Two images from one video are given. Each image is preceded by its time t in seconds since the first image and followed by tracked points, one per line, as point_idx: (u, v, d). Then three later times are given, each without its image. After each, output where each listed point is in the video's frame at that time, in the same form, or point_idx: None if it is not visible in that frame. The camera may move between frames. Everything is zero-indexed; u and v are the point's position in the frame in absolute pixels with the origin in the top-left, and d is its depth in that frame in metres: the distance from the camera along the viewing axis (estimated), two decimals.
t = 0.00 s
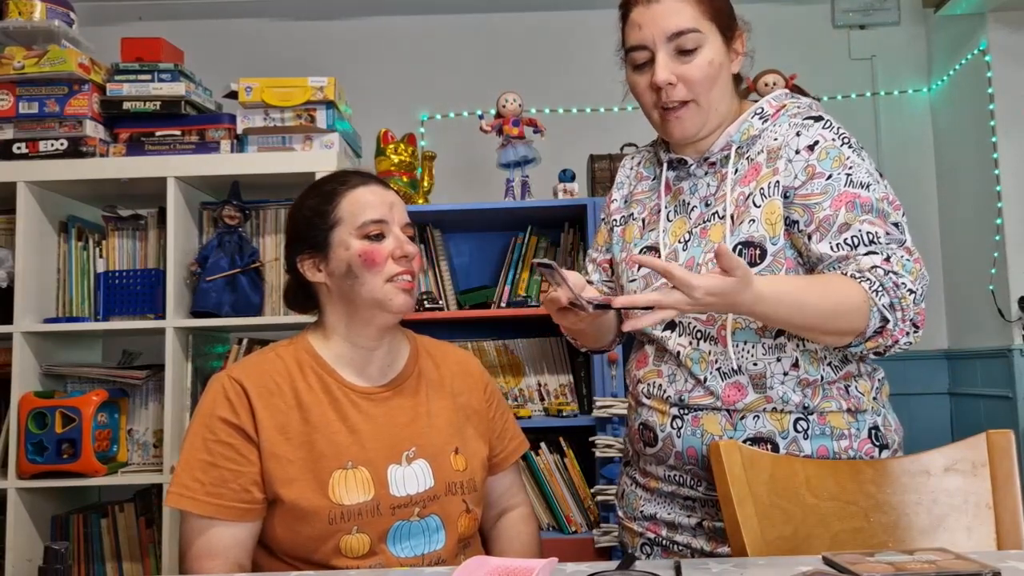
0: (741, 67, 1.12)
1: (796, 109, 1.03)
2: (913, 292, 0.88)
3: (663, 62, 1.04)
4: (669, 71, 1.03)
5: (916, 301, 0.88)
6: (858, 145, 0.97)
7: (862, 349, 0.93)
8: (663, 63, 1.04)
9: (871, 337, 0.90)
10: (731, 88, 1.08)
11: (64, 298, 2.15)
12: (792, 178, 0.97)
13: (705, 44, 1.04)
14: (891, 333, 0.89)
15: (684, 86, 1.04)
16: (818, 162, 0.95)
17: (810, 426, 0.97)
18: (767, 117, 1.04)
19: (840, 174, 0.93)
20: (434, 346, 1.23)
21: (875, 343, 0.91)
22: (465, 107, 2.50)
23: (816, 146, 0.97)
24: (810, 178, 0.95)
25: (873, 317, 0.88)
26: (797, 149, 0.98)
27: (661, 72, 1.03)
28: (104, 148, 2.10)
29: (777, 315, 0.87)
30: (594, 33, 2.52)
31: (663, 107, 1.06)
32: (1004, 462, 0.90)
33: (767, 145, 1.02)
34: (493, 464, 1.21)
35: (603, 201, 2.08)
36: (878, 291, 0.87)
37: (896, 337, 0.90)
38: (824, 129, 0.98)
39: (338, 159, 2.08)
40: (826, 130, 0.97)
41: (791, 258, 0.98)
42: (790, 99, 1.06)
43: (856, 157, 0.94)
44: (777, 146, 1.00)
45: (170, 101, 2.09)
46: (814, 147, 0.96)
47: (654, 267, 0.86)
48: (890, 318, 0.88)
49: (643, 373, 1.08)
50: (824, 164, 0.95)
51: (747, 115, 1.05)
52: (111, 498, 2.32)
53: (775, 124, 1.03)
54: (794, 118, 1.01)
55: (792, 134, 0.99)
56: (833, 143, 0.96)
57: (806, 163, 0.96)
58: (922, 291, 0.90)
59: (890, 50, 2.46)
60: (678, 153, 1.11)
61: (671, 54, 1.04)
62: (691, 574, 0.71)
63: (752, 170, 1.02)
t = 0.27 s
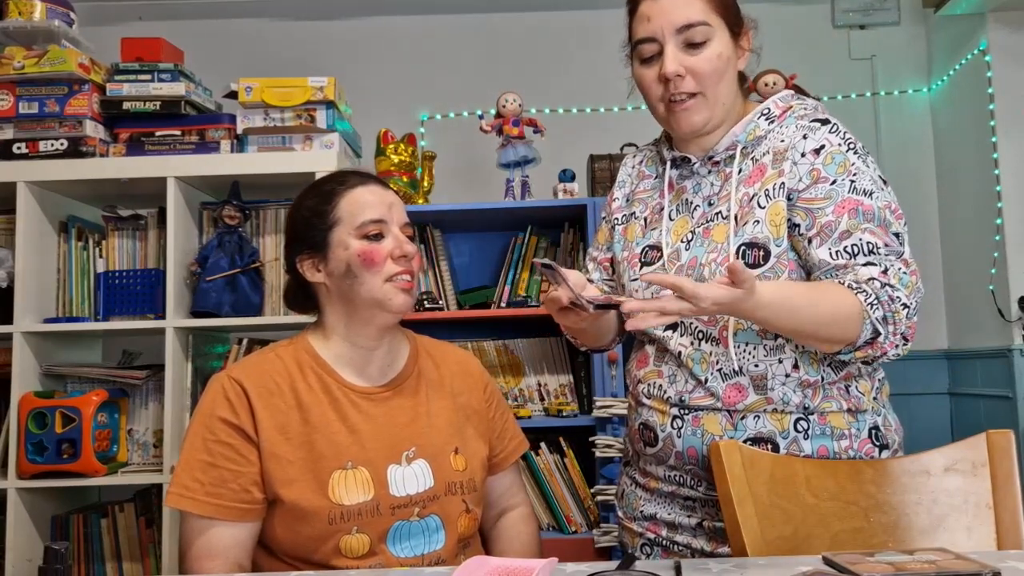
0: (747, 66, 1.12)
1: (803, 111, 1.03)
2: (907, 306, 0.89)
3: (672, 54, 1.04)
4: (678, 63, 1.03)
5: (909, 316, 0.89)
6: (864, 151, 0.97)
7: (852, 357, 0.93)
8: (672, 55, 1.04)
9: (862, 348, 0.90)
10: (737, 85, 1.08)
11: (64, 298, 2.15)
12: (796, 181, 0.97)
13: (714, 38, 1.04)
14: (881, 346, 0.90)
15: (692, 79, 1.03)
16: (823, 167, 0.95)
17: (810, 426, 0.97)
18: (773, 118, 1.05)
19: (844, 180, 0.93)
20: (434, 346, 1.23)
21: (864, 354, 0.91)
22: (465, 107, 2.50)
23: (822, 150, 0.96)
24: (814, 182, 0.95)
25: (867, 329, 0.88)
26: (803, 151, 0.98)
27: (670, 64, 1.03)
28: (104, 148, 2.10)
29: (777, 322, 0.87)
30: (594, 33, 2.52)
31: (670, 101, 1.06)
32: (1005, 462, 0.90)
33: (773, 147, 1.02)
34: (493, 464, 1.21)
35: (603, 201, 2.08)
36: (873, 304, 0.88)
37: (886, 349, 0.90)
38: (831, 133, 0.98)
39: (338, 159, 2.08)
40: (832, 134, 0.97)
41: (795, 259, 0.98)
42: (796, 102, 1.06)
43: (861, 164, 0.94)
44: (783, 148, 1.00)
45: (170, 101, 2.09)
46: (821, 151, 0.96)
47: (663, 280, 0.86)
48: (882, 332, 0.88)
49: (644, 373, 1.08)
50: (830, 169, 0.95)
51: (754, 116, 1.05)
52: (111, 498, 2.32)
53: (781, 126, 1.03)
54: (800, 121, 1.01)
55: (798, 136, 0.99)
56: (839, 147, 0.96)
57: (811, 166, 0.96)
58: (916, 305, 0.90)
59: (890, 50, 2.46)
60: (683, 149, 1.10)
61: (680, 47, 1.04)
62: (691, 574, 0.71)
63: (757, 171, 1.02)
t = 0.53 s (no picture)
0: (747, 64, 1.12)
1: (804, 111, 1.03)
2: (909, 302, 0.88)
3: (668, 58, 1.04)
4: (673, 67, 1.03)
5: (912, 312, 0.88)
6: (865, 151, 0.96)
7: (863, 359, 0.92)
8: (667, 60, 1.04)
9: (867, 347, 0.90)
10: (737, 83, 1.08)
11: (64, 298, 2.15)
12: (798, 181, 0.97)
13: (710, 40, 1.04)
14: (888, 344, 0.89)
15: (688, 82, 1.04)
16: (825, 167, 0.95)
17: (811, 426, 0.97)
18: (775, 118, 1.05)
19: (846, 180, 0.93)
20: (434, 346, 1.23)
21: (873, 354, 0.90)
22: (465, 108, 2.50)
23: (824, 150, 0.97)
24: (815, 182, 0.96)
25: (868, 327, 0.88)
26: (804, 151, 0.98)
27: (665, 69, 1.04)
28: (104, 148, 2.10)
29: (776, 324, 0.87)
30: (594, 33, 2.52)
31: (667, 104, 1.07)
32: (1005, 462, 0.90)
33: (774, 147, 1.02)
34: (493, 463, 1.21)
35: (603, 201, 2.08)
36: (873, 301, 0.87)
37: (892, 347, 0.89)
38: (833, 133, 0.98)
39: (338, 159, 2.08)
40: (834, 134, 0.97)
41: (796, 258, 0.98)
42: (798, 102, 1.06)
43: (862, 164, 0.94)
44: (784, 148, 1.00)
45: (170, 101, 2.09)
46: (822, 151, 0.96)
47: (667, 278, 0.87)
48: (885, 329, 0.88)
49: (644, 373, 1.08)
50: (831, 169, 0.95)
51: (755, 116, 1.06)
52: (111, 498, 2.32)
53: (783, 126, 1.03)
54: (802, 121, 1.01)
55: (800, 136, 0.99)
56: (840, 147, 0.96)
57: (812, 167, 0.96)
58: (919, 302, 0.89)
59: (890, 50, 2.46)
60: (682, 149, 1.11)
61: (676, 51, 1.04)
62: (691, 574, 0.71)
63: (758, 172, 1.02)
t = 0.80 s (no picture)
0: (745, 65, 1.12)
1: (802, 111, 1.03)
2: (910, 296, 0.88)
3: (663, 62, 1.04)
4: (669, 71, 1.04)
5: (914, 306, 0.88)
6: (864, 149, 0.96)
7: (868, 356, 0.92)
8: (662, 63, 1.04)
9: (871, 344, 0.89)
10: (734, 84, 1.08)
11: (64, 298, 2.15)
12: (797, 180, 0.97)
13: (706, 42, 1.03)
14: (892, 338, 0.89)
15: (683, 85, 1.04)
16: (823, 165, 0.95)
17: (811, 426, 0.97)
18: (772, 117, 1.05)
19: (844, 178, 0.93)
20: (433, 345, 1.23)
21: (878, 351, 0.90)
22: (465, 108, 2.50)
23: (822, 149, 0.97)
24: (814, 181, 0.96)
25: (870, 323, 0.88)
26: (802, 151, 0.98)
27: (661, 72, 1.04)
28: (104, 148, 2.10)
29: (776, 323, 0.87)
30: (594, 33, 2.52)
31: (664, 106, 1.07)
32: (1005, 462, 0.90)
33: (772, 147, 1.02)
34: (493, 462, 1.21)
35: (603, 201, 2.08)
36: (873, 297, 0.87)
37: (897, 342, 0.89)
38: (831, 132, 0.98)
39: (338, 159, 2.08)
40: (832, 133, 0.97)
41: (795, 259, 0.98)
42: (796, 101, 1.06)
43: (861, 161, 0.94)
44: (783, 148, 1.00)
45: (170, 101, 2.09)
46: (820, 150, 0.97)
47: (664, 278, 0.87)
48: (888, 324, 0.88)
49: (643, 373, 1.08)
50: (829, 167, 0.95)
51: (753, 116, 1.05)
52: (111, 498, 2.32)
53: (781, 126, 1.03)
54: (800, 121, 1.01)
55: (798, 136, 0.99)
56: (839, 146, 0.96)
57: (811, 166, 0.96)
58: (921, 296, 0.89)
59: (890, 50, 2.46)
60: (680, 150, 1.11)
61: (671, 53, 1.04)
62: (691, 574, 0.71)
63: (758, 172, 1.02)
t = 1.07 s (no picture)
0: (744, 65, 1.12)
1: (799, 110, 1.03)
2: (910, 289, 0.88)
3: (661, 59, 1.04)
4: (666, 68, 1.04)
5: (914, 298, 0.88)
6: (861, 146, 0.96)
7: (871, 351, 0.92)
8: (660, 61, 1.04)
9: (873, 339, 0.89)
10: (732, 84, 1.08)
11: (64, 298, 2.15)
12: (794, 179, 0.97)
13: (703, 41, 1.04)
14: (894, 332, 0.88)
15: (680, 84, 1.04)
16: (821, 163, 0.95)
17: (811, 426, 0.97)
18: (770, 116, 1.05)
19: (842, 175, 0.93)
20: (432, 345, 1.23)
21: (881, 346, 0.90)
22: (465, 108, 2.50)
23: (819, 147, 0.97)
24: (812, 178, 0.96)
25: (872, 317, 0.87)
26: (799, 149, 0.98)
27: (658, 70, 1.04)
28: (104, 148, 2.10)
29: (775, 321, 0.87)
30: (594, 33, 2.52)
31: (661, 104, 1.07)
32: (1005, 461, 0.90)
33: (770, 146, 1.02)
34: (492, 462, 1.21)
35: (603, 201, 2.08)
36: (872, 291, 0.87)
37: (900, 335, 0.89)
38: (828, 129, 0.98)
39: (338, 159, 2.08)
40: (829, 131, 0.97)
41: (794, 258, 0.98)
42: (793, 100, 1.06)
43: (858, 158, 0.94)
44: (780, 147, 1.00)
45: (170, 101, 2.09)
46: (817, 148, 0.97)
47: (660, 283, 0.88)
48: (889, 317, 0.87)
49: (643, 373, 1.08)
50: (827, 165, 0.95)
51: (750, 115, 1.05)
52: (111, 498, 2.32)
53: (778, 125, 1.03)
54: (797, 119, 1.01)
55: (795, 134, 0.99)
56: (836, 143, 0.96)
57: (808, 164, 0.97)
58: (922, 289, 0.89)
59: (891, 50, 2.46)
60: (678, 149, 1.11)
61: (669, 52, 1.04)
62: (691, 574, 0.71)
63: (756, 171, 1.02)
